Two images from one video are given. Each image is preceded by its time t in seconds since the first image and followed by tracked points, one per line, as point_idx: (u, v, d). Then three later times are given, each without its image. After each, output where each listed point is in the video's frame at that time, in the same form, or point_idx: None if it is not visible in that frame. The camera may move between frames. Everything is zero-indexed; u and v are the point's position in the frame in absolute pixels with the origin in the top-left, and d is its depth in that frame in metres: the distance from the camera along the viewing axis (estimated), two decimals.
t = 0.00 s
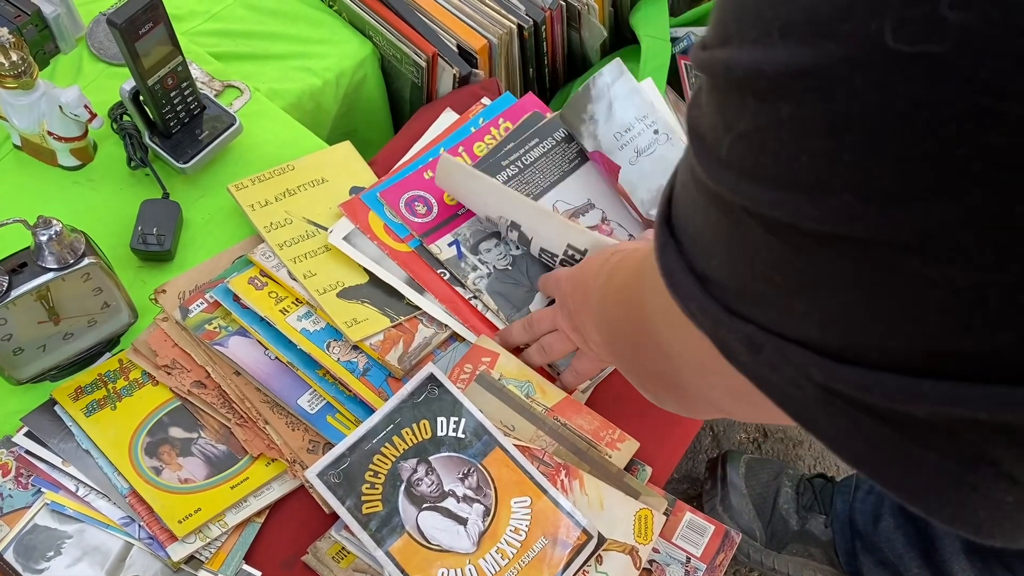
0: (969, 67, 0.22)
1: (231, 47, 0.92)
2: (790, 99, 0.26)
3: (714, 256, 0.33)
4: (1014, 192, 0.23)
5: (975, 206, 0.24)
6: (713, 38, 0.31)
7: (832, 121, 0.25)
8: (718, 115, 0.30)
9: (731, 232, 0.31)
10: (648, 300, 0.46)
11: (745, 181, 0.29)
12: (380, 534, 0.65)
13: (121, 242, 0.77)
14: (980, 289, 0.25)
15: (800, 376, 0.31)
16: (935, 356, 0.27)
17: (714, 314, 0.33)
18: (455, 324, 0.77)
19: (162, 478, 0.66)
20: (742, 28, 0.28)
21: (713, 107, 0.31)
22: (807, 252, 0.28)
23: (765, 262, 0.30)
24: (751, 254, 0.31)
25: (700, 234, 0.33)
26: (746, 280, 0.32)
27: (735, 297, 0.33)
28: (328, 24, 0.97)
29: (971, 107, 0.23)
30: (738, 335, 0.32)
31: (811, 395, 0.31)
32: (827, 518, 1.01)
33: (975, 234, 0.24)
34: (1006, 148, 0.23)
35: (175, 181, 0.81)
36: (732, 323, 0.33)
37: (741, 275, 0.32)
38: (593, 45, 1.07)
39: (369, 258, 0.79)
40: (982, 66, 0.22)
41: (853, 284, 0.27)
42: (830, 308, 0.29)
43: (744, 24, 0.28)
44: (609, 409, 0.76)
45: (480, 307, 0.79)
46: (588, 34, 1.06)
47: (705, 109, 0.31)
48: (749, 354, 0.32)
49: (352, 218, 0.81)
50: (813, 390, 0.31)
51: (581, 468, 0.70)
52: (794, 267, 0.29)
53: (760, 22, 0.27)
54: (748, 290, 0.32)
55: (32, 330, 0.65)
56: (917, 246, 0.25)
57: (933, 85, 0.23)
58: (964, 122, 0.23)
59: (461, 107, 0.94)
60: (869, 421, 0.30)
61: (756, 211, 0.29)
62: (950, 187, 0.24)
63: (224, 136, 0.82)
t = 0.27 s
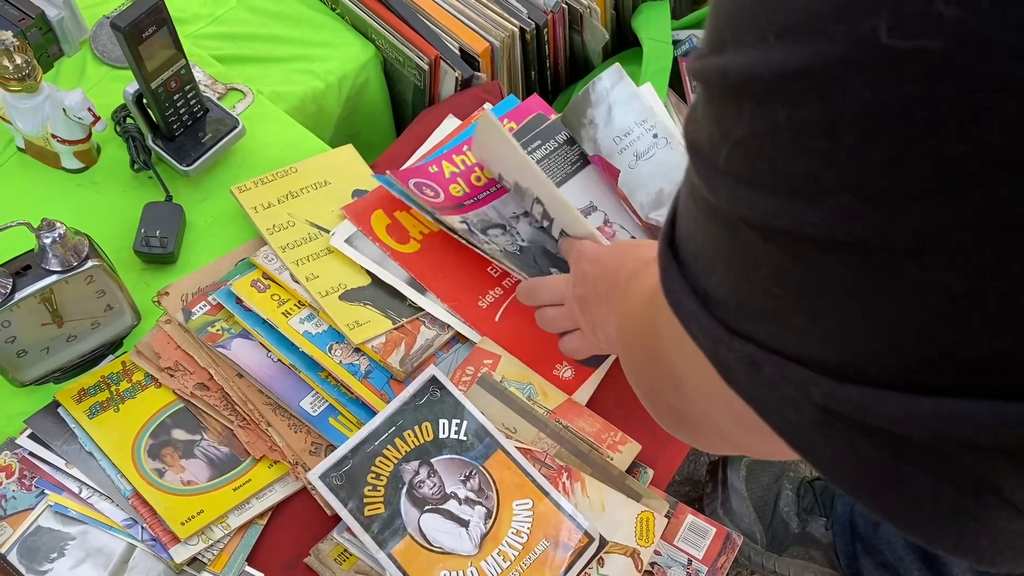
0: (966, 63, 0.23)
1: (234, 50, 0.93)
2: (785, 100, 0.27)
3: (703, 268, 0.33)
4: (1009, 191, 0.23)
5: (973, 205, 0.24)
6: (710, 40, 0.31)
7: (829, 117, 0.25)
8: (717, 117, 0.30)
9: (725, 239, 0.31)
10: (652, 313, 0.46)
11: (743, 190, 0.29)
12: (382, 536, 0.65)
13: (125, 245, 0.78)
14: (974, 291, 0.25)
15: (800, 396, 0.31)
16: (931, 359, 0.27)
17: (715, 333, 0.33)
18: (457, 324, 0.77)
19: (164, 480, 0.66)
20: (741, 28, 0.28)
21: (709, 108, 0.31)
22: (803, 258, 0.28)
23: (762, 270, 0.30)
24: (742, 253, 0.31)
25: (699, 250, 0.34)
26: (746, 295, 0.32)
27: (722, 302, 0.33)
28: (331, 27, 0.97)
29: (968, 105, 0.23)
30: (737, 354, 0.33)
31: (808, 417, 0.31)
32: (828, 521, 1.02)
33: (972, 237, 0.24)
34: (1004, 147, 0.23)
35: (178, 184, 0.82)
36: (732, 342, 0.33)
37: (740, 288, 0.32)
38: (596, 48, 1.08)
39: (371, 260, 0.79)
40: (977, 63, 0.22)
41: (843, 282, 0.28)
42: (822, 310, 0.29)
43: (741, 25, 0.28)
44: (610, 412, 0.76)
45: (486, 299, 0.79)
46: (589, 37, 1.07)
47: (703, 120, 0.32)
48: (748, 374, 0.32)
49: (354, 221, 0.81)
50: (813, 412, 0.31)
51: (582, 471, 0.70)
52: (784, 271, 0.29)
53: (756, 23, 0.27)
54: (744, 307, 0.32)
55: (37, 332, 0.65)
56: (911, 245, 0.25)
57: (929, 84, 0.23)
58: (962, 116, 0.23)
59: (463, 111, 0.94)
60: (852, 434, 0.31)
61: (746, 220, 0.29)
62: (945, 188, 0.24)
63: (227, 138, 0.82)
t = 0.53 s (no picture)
0: (969, 72, 0.23)
1: (237, 52, 0.93)
2: (790, 109, 0.27)
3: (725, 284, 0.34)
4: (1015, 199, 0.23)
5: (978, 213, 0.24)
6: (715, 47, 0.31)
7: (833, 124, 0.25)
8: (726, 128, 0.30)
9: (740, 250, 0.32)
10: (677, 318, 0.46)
11: (759, 207, 0.30)
12: (384, 537, 0.65)
13: (128, 245, 0.78)
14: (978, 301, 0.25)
15: (817, 420, 0.31)
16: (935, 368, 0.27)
17: (734, 352, 0.34)
18: (459, 326, 0.77)
19: (167, 480, 0.66)
20: (745, 36, 0.28)
21: (716, 115, 0.31)
22: (814, 271, 0.29)
23: (777, 292, 0.31)
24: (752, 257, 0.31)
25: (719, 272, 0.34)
26: (762, 310, 0.32)
27: (741, 302, 0.33)
28: (333, 28, 0.97)
29: (971, 112, 0.23)
30: (757, 376, 0.33)
31: (826, 439, 0.32)
32: (829, 523, 1.02)
33: (975, 245, 0.24)
34: (1008, 155, 0.23)
35: (181, 185, 0.82)
36: (751, 362, 0.33)
37: (758, 305, 0.32)
38: (598, 50, 1.08)
39: (373, 261, 0.79)
40: (980, 71, 0.23)
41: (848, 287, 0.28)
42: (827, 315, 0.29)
43: (746, 32, 0.28)
44: (612, 412, 0.76)
45: (484, 299, 0.79)
46: (592, 39, 1.07)
47: (712, 135, 0.32)
48: (768, 396, 0.33)
49: (357, 222, 0.82)
50: (830, 435, 0.31)
51: (584, 472, 0.70)
52: (793, 270, 0.30)
53: (759, 30, 0.28)
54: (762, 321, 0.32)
55: (39, 333, 0.65)
56: (914, 253, 0.25)
57: (933, 91, 0.23)
58: (964, 123, 0.23)
59: (466, 113, 0.94)
60: (868, 452, 0.31)
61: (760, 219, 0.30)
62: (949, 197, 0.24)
63: (230, 139, 0.83)
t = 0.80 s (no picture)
0: (960, 74, 0.23)
1: (239, 54, 0.93)
2: (786, 112, 0.27)
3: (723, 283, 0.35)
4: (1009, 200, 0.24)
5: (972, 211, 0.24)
6: (715, 48, 0.32)
7: (829, 125, 0.26)
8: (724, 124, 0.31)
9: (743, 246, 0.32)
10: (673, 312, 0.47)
11: (754, 203, 0.30)
12: (385, 539, 0.65)
13: (130, 247, 0.78)
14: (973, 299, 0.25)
15: (809, 413, 0.32)
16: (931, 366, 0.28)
17: (728, 347, 0.35)
18: (461, 328, 0.77)
19: (169, 482, 0.66)
20: (744, 37, 0.29)
21: (715, 116, 0.32)
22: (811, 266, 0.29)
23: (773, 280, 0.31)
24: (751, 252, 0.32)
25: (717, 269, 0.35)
26: (757, 306, 0.33)
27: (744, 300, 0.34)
28: (336, 30, 0.97)
29: (962, 114, 0.23)
30: (750, 370, 0.34)
31: (817, 432, 0.32)
32: (831, 525, 1.02)
33: (965, 245, 0.25)
34: (1001, 157, 0.23)
35: (183, 187, 0.82)
36: (744, 356, 0.34)
37: (754, 300, 0.33)
38: (600, 52, 1.07)
39: (375, 262, 0.79)
40: (972, 73, 0.23)
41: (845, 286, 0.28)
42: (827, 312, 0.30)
43: (744, 34, 0.29)
44: (613, 414, 0.76)
45: (481, 302, 0.80)
46: (594, 42, 1.07)
47: (711, 133, 0.33)
48: (759, 389, 0.34)
49: (358, 223, 0.82)
50: (821, 428, 0.32)
51: (585, 474, 0.70)
52: (790, 270, 0.30)
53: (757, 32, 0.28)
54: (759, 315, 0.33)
55: (41, 334, 0.65)
56: (910, 254, 0.26)
57: (922, 93, 0.24)
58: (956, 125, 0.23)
59: (469, 115, 0.94)
60: (861, 444, 0.31)
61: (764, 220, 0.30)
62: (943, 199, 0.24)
63: (233, 141, 0.83)
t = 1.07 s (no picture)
0: (951, 97, 0.23)
1: (241, 57, 0.93)
2: (780, 129, 0.27)
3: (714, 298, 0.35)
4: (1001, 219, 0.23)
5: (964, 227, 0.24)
6: (706, 68, 0.32)
7: (820, 145, 0.26)
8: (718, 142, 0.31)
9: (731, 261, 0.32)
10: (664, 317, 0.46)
11: (745, 218, 0.30)
12: (385, 542, 0.65)
13: (131, 250, 0.78)
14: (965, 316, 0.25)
15: (805, 427, 0.31)
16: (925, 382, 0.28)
17: (722, 362, 0.34)
18: (461, 330, 0.77)
19: (169, 484, 0.67)
20: (735, 55, 0.29)
21: (709, 133, 0.31)
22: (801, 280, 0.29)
23: (764, 297, 0.31)
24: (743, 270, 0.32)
25: (707, 278, 0.35)
26: (749, 322, 0.32)
27: (733, 315, 0.33)
28: (337, 34, 0.97)
29: (955, 134, 0.23)
30: (746, 385, 0.33)
31: (813, 446, 0.31)
32: (831, 528, 1.02)
33: (962, 259, 0.24)
34: (993, 178, 0.23)
35: (185, 190, 0.82)
36: (740, 372, 0.33)
37: (747, 315, 0.32)
38: (601, 55, 1.08)
39: (376, 265, 0.80)
40: (965, 93, 0.23)
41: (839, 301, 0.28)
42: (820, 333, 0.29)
43: (736, 55, 0.29)
44: (613, 417, 0.76)
45: (481, 304, 0.80)
46: (595, 45, 1.07)
47: (703, 149, 0.32)
48: (754, 404, 0.33)
49: (359, 226, 0.82)
50: (817, 441, 0.31)
51: (585, 477, 0.70)
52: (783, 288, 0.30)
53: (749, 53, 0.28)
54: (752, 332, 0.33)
55: (43, 337, 0.65)
56: (900, 269, 0.25)
57: (916, 113, 0.23)
58: (948, 145, 0.23)
59: (469, 118, 0.94)
60: (856, 460, 0.31)
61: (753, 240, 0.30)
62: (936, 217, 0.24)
63: (234, 145, 0.83)
